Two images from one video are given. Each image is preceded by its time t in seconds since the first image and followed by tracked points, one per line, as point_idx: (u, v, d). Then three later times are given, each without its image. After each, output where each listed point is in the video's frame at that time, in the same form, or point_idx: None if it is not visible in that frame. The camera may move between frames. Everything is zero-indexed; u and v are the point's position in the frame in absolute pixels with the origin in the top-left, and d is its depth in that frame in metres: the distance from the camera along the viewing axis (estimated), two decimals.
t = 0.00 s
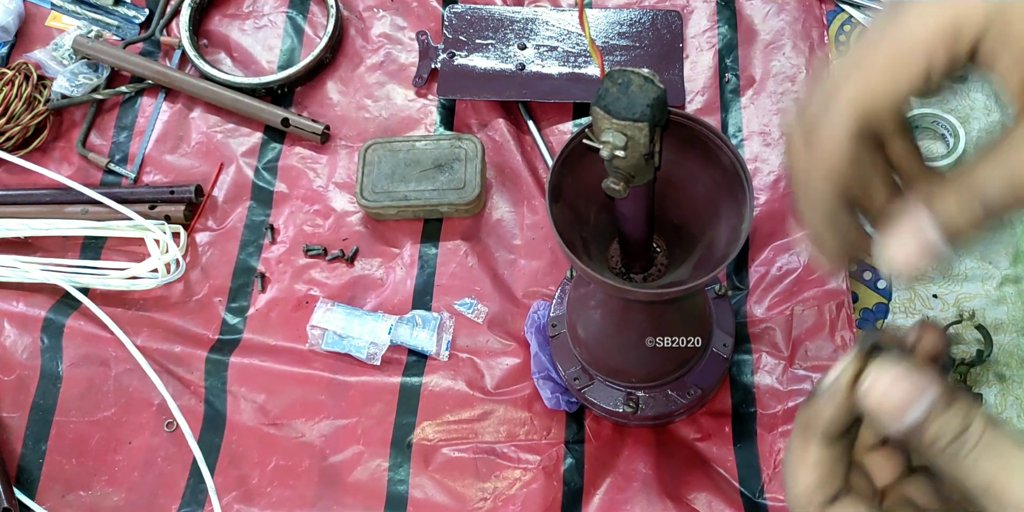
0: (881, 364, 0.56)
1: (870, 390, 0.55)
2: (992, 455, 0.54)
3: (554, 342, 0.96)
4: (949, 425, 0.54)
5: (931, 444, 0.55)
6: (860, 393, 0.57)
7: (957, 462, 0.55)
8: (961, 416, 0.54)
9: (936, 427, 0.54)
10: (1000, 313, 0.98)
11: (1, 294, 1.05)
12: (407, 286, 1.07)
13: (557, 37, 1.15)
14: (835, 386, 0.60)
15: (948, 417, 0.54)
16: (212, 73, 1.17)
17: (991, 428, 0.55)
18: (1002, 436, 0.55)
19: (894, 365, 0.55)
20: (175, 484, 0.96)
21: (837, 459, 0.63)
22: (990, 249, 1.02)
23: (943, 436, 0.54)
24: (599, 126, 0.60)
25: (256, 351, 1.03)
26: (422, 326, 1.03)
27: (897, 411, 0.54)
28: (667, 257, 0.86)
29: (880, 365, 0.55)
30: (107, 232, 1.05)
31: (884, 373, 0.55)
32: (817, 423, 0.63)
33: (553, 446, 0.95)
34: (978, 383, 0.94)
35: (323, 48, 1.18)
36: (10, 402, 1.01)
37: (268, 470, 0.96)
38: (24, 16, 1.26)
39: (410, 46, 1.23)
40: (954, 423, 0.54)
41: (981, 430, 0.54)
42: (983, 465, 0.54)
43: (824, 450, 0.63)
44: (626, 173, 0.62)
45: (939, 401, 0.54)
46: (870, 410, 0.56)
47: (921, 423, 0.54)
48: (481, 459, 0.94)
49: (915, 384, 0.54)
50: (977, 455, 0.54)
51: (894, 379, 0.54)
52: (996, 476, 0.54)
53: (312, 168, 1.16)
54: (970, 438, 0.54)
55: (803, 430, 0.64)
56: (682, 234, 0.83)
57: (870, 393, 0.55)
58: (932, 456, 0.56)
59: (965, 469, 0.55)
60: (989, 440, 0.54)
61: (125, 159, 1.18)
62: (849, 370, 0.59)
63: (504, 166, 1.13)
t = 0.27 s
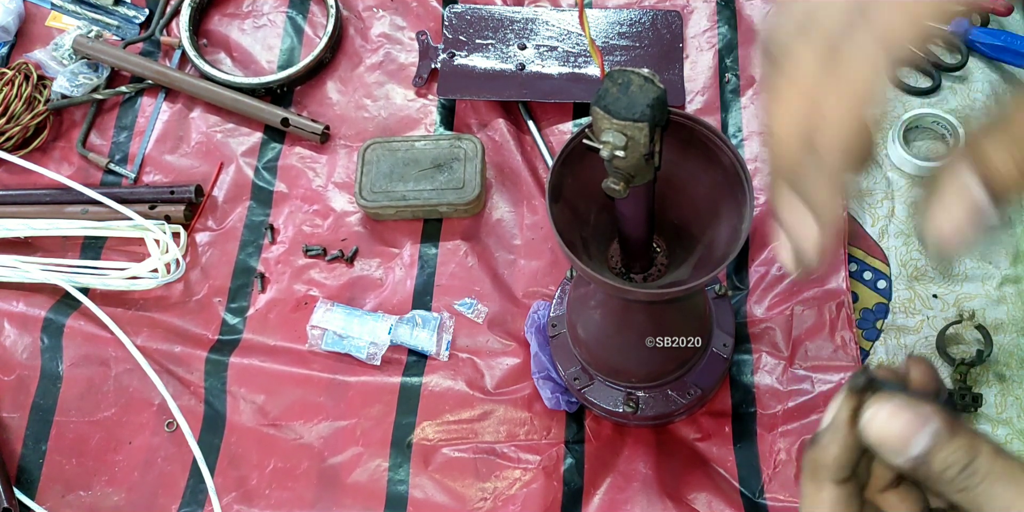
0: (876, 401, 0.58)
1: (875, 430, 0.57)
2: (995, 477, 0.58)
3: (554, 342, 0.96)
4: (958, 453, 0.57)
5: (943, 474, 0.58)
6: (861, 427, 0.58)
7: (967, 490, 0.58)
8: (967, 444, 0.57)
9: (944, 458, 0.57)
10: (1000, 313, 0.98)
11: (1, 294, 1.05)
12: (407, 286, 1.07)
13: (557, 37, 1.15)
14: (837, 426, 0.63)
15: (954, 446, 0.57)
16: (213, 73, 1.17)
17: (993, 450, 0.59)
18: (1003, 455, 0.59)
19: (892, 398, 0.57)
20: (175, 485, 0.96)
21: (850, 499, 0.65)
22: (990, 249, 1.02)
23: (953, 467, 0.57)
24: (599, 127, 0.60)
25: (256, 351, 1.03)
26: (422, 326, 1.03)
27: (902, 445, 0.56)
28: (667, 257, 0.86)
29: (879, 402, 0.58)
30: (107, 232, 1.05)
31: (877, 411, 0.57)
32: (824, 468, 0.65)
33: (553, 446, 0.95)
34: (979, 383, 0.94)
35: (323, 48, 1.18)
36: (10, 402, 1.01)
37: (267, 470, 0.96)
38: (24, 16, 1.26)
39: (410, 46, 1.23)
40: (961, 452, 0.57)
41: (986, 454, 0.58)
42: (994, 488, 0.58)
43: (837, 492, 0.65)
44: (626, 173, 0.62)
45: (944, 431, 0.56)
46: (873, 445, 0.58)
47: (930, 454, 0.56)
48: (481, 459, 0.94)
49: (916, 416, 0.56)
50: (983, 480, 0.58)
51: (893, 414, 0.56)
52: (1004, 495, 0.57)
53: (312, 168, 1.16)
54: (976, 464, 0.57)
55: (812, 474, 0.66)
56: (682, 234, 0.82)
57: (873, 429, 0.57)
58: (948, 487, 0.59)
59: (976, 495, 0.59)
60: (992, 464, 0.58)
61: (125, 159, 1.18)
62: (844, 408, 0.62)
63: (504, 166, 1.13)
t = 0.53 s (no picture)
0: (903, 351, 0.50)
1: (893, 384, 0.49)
2: None
3: (554, 342, 0.96)
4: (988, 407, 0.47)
5: (968, 430, 0.48)
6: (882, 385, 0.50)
7: (993, 444, 0.48)
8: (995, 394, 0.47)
9: (971, 410, 0.47)
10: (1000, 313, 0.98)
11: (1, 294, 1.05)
12: (407, 286, 1.07)
13: (557, 37, 1.15)
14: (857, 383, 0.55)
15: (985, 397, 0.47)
16: (212, 73, 1.17)
17: None
18: None
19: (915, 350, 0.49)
20: (175, 485, 0.96)
21: (873, 470, 0.56)
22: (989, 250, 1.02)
23: (979, 421, 0.47)
24: (599, 127, 0.60)
25: (256, 351, 1.03)
26: (422, 326, 1.03)
27: (924, 397, 0.48)
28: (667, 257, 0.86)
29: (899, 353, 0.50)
30: (107, 232, 1.05)
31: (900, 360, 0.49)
32: (843, 431, 0.56)
33: (553, 446, 0.95)
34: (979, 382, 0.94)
35: (323, 48, 1.18)
36: (10, 402, 1.01)
37: (267, 470, 0.96)
38: (24, 16, 1.26)
39: (410, 46, 1.23)
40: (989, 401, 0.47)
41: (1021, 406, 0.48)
42: None
43: (858, 457, 0.55)
44: (626, 173, 0.62)
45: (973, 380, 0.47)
46: (895, 404, 0.50)
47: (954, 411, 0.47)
48: (481, 459, 0.94)
49: (936, 366, 0.48)
50: (1015, 437, 0.47)
51: (913, 364, 0.48)
52: None
53: (312, 168, 1.16)
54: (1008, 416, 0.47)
55: (830, 438, 0.57)
56: (682, 234, 0.82)
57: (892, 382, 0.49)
58: (973, 447, 0.48)
59: (1008, 454, 0.47)
60: None
61: (125, 159, 1.18)
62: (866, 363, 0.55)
63: (504, 166, 1.13)
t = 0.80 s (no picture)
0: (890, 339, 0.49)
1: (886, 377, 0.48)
2: None
3: (554, 342, 0.96)
4: (992, 402, 0.46)
5: (969, 427, 0.47)
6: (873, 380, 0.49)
7: (999, 444, 0.47)
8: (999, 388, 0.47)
9: (974, 404, 0.47)
10: (1000, 313, 0.98)
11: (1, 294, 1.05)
12: (407, 286, 1.07)
13: (557, 37, 1.15)
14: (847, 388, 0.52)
15: (990, 392, 0.47)
16: (212, 73, 1.17)
17: None
18: None
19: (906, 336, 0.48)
20: (175, 485, 0.96)
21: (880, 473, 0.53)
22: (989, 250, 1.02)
23: (980, 415, 0.47)
24: (599, 126, 0.60)
25: (256, 351, 1.03)
26: (422, 326, 1.03)
27: (920, 390, 0.46)
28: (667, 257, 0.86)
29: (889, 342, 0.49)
30: (107, 232, 1.05)
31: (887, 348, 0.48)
32: (841, 436, 0.53)
33: (553, 446, 0.95)
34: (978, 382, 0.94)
35: (323, 48, 1.18)
36: (10, 402, 1.01)
37: (268, 470, 0.96)
38: (24, 16, 1.26)
39: (410, 46, 1.23)
40: (992, 394, 0.47)
41: None
42: None
43: (861, 465, 0.53)
44: (626, 173, 0.62)
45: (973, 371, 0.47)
46: (888, 400, 0.49)
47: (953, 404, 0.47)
48: (481, 459, 0.94)
49: (932, 358, 0.46)
50: (1018, 431, 0.47)
51: (906, 355, 0.47)
52: None
53: (312, 168, 1.16)
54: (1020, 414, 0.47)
55: (830, 446, 0.54)
56: (682, 234, 0.82)
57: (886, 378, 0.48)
58: (978, 448, 0.48)
59: (1010, 451, 0.47)
60: None
61: (125, 159, 1.18)
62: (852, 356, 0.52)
63: (504, 166, 1.13)
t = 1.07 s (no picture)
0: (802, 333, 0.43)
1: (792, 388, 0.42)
2: (991, 433, 0.40)
3: (554, 342, 0.96)
4: (930, 411, 0.40)
5: (906, 441, 0.41)
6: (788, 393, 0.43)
7: (947, 458, 0.41)
8: (938, 390, 0.41)
9: (910, 419, 0.41)
10: (1000, 313, 0.98)
11: (1, 294, 1.05)
12: (407, 286, 1.07)
13: (557, 37, 1.15)
14: (757, 390, 0.48)
15: (929, 398, 0.40)
16: (212, 73, 1.17)
17: (975, 395, 0.41)
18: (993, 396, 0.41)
19: (823, 331, 0.42)
20: (175, 485, 0.96)
21: (802, 484, 0.49)
22: (989, 249, 1.02)
23: (920, 425, 0.41)
24: (599, 127, 0.60)
25: (256, 351, 1.03)
26: (422, 326, 1.03)
27: (833, 396, 0.41)
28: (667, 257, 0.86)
29: (803, 336, 0.43)
30: (107, 232, 1.05)
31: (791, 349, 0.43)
32: (757, 450, 0.49)
33: (553, 446, 0.95)
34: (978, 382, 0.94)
35: (323, 48, 1.18)
36: (10, 402, 1.01)
37: (268, 470, 0.96)
38: (24, 16, 1.26)
39: (410, 46, 1.23)
40: (928, 402, 0.40)
41: (967, 400, 0.41)
42: (993, 448, 0.40)
43: (782, 479, 0.49)
44: (626, 173, 0.62)
45: (902, 371, 0.41)
46: (806, 412, 0.43)
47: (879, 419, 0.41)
48: (481, 459, 0.94)
49: (846, 356, 0.41)
50: (972, 444, 0.40)
51: (814, 355, 0.41)
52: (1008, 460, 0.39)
53: (313, 168, 1.16)
54: (965, 424, 0.40)
55: (747, 463, 0.50)
56: (683, 233, 0.82)
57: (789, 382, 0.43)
58: (924, 464, 0.42)
59: (965, 469, 0.41)
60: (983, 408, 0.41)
61: (126, 159, 1.18)
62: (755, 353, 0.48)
63: (504, 166, 1.13)
